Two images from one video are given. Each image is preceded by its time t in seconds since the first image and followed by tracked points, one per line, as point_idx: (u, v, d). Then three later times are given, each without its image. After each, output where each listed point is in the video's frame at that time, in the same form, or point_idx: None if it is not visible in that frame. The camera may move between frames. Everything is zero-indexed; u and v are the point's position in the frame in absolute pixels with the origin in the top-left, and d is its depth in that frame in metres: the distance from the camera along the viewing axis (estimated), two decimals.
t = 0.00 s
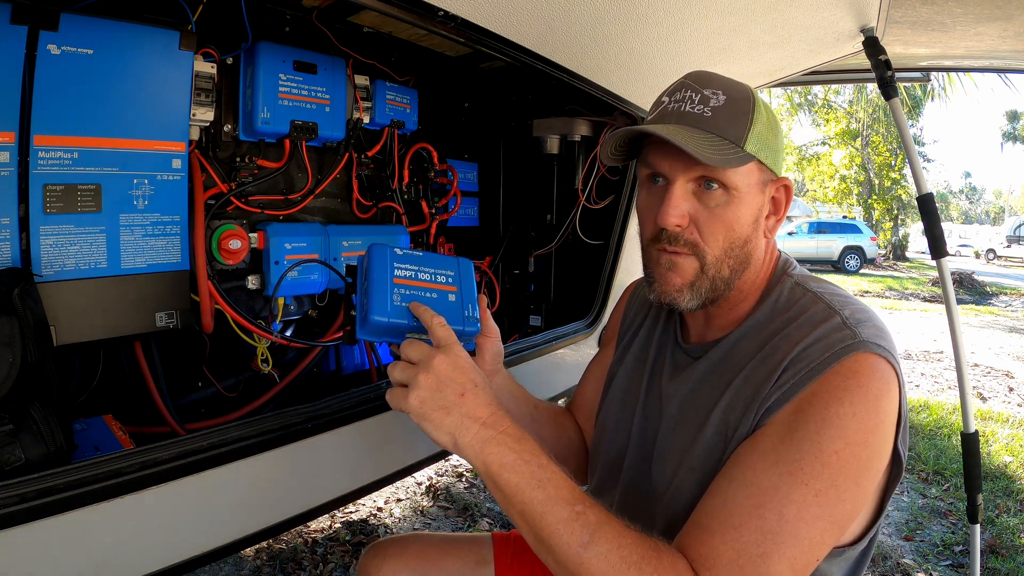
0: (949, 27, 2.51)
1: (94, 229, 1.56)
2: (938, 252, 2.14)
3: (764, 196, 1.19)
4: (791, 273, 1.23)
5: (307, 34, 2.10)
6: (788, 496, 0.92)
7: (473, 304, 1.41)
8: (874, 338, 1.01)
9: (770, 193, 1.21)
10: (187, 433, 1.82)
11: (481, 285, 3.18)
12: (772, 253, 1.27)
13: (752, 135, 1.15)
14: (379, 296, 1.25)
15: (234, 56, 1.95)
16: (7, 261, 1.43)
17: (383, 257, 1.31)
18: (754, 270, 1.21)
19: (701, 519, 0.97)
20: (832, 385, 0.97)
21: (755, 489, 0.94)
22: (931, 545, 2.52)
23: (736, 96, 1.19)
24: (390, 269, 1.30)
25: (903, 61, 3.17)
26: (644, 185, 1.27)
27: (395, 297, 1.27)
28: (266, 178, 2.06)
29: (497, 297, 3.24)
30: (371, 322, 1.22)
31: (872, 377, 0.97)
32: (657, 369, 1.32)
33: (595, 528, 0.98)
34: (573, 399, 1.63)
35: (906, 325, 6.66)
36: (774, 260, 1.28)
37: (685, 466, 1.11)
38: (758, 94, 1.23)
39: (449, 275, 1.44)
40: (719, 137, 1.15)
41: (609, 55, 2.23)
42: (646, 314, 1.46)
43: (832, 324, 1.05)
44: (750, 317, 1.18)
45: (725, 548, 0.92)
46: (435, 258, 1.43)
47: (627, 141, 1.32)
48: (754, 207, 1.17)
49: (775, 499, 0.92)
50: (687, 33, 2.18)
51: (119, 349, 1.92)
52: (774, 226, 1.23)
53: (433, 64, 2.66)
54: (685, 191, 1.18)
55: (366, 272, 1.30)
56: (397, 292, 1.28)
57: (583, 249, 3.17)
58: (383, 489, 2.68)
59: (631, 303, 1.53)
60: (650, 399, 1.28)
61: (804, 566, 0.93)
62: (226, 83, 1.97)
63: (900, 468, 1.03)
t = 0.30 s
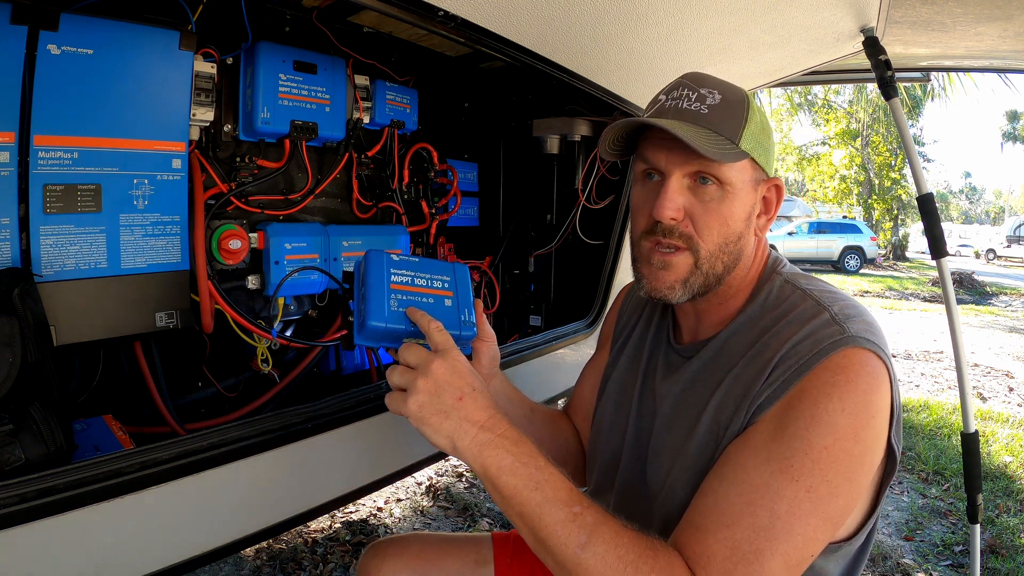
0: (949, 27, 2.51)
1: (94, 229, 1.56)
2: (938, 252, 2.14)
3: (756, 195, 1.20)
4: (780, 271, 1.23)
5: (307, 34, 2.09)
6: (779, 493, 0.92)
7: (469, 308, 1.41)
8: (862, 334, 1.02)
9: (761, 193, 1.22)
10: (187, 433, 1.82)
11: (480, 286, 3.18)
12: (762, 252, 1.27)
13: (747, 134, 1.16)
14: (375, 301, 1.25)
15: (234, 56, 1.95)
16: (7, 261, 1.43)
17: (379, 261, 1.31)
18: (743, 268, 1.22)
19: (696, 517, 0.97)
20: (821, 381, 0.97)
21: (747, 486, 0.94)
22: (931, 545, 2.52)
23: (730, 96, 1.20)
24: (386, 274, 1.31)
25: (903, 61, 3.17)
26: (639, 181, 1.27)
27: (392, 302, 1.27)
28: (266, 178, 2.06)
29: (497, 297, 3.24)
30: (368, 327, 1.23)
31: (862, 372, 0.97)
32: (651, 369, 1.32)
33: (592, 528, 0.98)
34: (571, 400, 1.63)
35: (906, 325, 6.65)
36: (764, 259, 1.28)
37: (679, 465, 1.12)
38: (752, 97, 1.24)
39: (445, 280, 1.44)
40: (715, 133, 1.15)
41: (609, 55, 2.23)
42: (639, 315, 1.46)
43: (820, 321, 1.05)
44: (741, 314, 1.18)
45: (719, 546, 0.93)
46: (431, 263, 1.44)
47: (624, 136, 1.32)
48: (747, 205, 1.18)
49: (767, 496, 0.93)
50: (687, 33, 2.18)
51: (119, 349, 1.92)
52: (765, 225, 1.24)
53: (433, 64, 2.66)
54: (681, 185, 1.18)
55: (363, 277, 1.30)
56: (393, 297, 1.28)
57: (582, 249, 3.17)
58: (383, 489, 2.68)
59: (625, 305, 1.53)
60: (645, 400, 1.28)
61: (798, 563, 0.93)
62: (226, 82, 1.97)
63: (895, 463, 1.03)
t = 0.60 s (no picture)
0: (949, 27, 2.51)
1: (94, 229, 1.56)
2: (938, 252, 2.14)
3: (751, 192, 1.20)
4: (777, 268, 1.23)
5: (307, 34, 2.10)
6: (780, 487, 0.92)
7: (473, 307, 1.43)
8: (859, 327, 1.02)
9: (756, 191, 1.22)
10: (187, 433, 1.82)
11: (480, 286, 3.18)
12: (759, 249, 1.27)
13: (741, 133, 1.16)
14: (382, 297, 1.25)
15: (233, 56, 1.95)
16: (7, 261, 1.43)
17: (385, 258, 1.30)
18: (741, 265, 1.21)
19: (698, 513, 0.97)
20: (818, 374, 0.97)
21: (746, 482, 0.94)
22: (931, 545, 2.52)
23: (724, 97, 1.20)
24: (392, 271, 1.30)
25: (903, 61, 3.17)
26: (635, 182, 1.27)
27: (398, 299, 1.27)
28: (266, 178, 2.06)
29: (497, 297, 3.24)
30: (374, 323, 1.23)
31: (859, 365, 0.97)
32: (649, 368, 1.32)
33: (602, 525, 0.98)
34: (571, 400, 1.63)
35: (906, 325, 6.65)
36: (761, 257, 1.28)
37: (678, 462, 1.11)
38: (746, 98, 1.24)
39: (449, 278, 1.45)
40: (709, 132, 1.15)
41: (609, 55, 2.23)
42: (638, 314, 1.46)
43: (817, 315, 1.06)
44: (738, 311, 1.18)
45: (722, 541, 0.93)
46: (435, 260, 1.44)
47: (620, 134, 1.32)
48: (743, 202, 1.18)
49: (767, 491, 0.93)
50: (687, 33, 2.18)
51: (119, 349, 1.92)
52: (761, 223, 1.24)
53: (433, 64, 2.66)
54: (677, 184, 1.18)
55: (369, 272, 1.29)
56: (399, 293, 1.28)
57: (582, 249, 3.17)
58: (383, 489, 2.68)
59: (624, 305, 1.53)
60: (644, 398, 1.28)
61: (800, 556, 0.93)
62: (226, 83, 1.97)
63: (894, 456, 1.03)
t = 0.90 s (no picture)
0: (949, 27, 2.51)
1: (94, 229, 1.56)
2: (938, 252, 2.14)
3: (749, 193, 1.20)
4: (777, 268, 1.23)
5: (307, 34, 2.10)
6: (780, 485, 0.92)
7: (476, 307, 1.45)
8: (859, 327, 1.02)
9: (755, 192, 1.22)
10: (186, 433, 1.82)
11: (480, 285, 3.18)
12: (758, 249, 1.27)
13: (736, 134, 1.16)
14: (382, 301, 1.27)
15: (233, 56, 1.95)
16: (7, 261, 1.43)
17: (385, 261, 1.30)
18: (739, 265, 1.21)
19: (699, 510, 0.97)
20: (819, 373, 0.97)
21: (746, 478, 0.94)
22: (931, 545, 2.52)
23: (721, 98, 1.19)
24: (393, 274, 1.30)
25: (903, 61, 3.17)
26: (633, 184, 1.27)
27: (398, 302, 1.29)
28: (266, 178, 2.06)
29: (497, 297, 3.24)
30: (374, 326, 1.26)
31: (860, 364, 0.97)
32: (649, 367, 1.32)
33: (610, 515, 0.98)
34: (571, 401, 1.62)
35: (906, 325, 6.65)
36: (760, 257, 1.28)
37: (678, 462, 1.11)
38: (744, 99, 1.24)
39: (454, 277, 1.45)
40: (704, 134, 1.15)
41: (609, 55, 2.23)
42: (638, 315, 1.46)
43: (817, 315, 1.06)
44: (738, 311, 1.18)
45: (724, 539, 0.93)
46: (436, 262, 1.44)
47: (618, 138, 1.33)
48: (738, 205, 1.18)
49: (767, 488, 0.93)
50: (687, 33, 2.18)
51: (119, 349, 1.92)
52: (759, 224, 1.23)
53: (433, 63, 2.66)
54: (671, 186, 1.18)
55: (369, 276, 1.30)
56: (400, 296, 1.30)
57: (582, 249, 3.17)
58: (383, 489, 2.68)
59: (624, 305, 1.53)
60: (644, 398, 1.28)
61: (801, 555, 0.93)
62: (226, 83, 1.97)
63: (894, 456, 1.03)
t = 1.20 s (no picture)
0: (949, 27, 2.51)
1: (94, 229, 1.56)
2: (938, 252, 2.14)
3: (751, 193, 1.20)
4: (780, 269, 1.23)
5: (307, 34, 2.10)
6: (774, 477, 0.92)
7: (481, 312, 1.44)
8: (861, 328, 1.02)
9: (756, 192, 1.22)
10: (186, 433, 1.82)
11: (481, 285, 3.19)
12: (760, 250, 1.27)
13: (737, 134, 1.15)
14: (384, 307, 1.28)
15: (233, 56, 1.95)
16: (7, 261, 1.43)
17: (388, 265, 1.32)
18: (742, 266, 1.22)
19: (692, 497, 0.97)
20: (820, 372, 0.97)
21: (740, 471, 0.94)
22: (931, 545, 2.52)
23: (721, 98, 1.20)
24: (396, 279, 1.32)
25: (903, 61, 3.17)
26: (634, 187, 1.27)
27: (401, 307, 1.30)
28: (266, 178, 2.06)
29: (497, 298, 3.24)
30: (377, 332, 1.26)
31: (862, 365, 0.97)
32: (651, 368, 1.32)
33: (607, 485, 0.97)
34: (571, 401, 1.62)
35: (906, 325, 6.65)
36: (762, 258, 1.28)
37: (678, 462, 1.11)
38: (742, 98, 1.24)
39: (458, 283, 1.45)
40: (705, 135, 1.15)
41: (609, 55, 2.23)
42: (639, 316, 1.46)
43: (820, 316, 1.06)
44: (740, 311, 1.18)
45: (712, 525, 0.93)
46: (440, 266, 1.44)
47: (616, 142, 1.32)
48: (742, 205, 1.18)
49: (759, 479, 0.93)
50: (687, 32, 2.18)
51: (119, 349, 1.92)
52: (760, 224, 1.24)
53: (433, 63, 2.66)
54: (674, 189, 1.18)
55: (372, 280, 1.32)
56: (403, 300, 1.31)
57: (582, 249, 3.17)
58: (383, 489, 2.68)
59: (625, 306, 1.53)
60: (644, 398, 1.28)
61: (789, 548, 0.92)
62: (226, 83, 1.97)
63: (893, 457, 1.03)
